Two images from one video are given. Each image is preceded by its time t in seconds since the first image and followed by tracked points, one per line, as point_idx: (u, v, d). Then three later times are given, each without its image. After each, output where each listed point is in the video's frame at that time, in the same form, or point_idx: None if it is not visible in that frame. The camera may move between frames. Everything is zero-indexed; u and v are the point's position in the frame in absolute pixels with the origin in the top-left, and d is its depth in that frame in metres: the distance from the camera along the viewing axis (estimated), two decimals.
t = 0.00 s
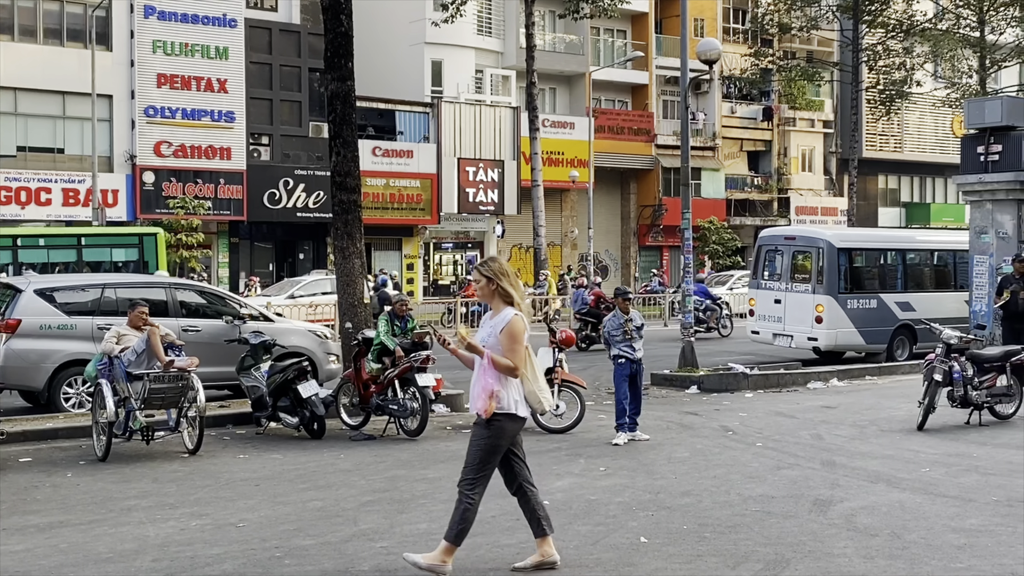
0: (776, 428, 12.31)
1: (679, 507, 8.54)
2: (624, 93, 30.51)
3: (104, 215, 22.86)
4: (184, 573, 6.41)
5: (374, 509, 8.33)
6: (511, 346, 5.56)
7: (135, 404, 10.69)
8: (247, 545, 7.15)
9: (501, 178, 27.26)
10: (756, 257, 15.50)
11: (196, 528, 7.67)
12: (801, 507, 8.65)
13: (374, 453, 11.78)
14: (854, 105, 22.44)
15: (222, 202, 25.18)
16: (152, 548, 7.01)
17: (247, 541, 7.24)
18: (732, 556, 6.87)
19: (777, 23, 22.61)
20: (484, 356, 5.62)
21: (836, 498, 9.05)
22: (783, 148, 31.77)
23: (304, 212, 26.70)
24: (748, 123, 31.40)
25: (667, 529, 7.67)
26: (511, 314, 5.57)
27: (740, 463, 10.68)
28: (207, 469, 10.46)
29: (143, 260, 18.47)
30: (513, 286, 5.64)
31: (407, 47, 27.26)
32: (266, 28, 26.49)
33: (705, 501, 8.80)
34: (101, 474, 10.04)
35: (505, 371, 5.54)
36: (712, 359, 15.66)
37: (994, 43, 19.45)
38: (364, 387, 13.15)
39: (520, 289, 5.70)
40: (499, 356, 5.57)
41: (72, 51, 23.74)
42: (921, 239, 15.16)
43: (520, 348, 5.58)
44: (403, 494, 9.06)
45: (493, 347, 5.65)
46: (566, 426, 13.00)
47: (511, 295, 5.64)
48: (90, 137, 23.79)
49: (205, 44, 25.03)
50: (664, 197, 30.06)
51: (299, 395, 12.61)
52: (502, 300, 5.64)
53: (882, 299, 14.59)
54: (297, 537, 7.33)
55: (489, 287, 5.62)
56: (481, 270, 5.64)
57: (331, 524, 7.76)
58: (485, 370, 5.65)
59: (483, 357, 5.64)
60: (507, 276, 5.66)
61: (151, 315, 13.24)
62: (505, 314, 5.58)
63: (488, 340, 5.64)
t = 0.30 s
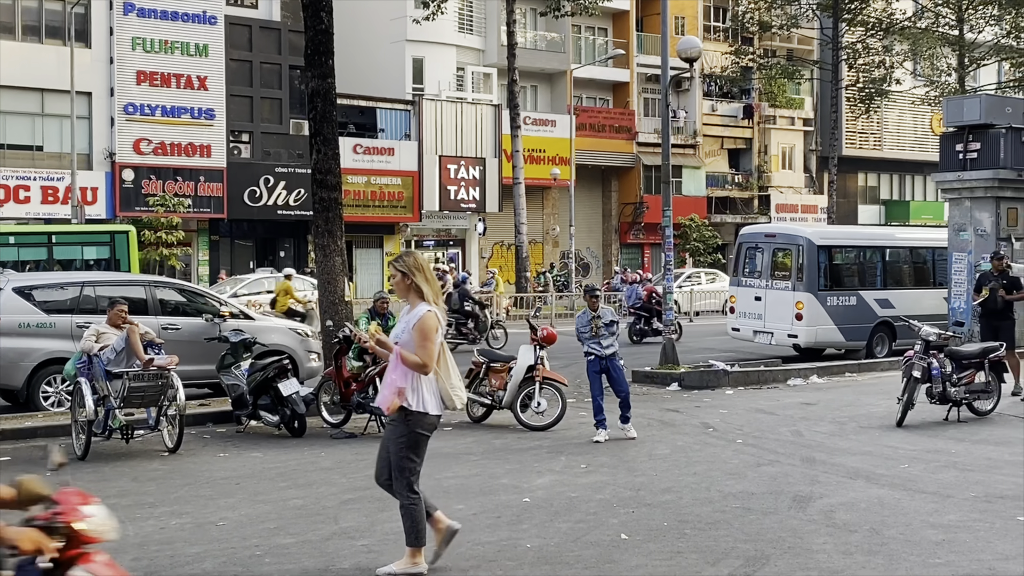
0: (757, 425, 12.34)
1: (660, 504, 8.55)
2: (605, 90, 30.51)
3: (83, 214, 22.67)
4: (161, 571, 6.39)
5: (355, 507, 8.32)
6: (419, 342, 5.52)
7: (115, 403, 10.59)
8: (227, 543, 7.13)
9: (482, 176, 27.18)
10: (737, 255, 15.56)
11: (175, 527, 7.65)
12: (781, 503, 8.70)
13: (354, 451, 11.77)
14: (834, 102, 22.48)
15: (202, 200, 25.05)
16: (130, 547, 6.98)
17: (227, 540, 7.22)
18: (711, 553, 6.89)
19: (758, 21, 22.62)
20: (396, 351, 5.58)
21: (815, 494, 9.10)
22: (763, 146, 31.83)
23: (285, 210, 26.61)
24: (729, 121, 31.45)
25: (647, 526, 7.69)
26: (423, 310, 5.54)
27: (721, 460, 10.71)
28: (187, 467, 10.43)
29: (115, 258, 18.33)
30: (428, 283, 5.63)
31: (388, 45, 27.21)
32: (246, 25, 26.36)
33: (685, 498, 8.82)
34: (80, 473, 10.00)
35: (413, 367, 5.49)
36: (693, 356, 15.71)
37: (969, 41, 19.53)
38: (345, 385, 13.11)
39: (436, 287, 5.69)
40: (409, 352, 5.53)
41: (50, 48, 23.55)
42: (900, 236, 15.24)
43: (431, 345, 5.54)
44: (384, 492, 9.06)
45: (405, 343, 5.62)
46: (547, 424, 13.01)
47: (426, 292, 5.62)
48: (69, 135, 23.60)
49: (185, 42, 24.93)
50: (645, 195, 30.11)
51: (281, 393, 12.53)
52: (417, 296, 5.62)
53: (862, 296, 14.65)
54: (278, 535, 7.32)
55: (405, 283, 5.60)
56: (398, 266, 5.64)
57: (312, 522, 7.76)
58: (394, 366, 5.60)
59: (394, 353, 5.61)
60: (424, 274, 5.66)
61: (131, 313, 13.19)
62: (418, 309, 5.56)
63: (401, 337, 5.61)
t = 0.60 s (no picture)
0: (736, 421, 12.37)
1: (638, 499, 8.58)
2: (586, 87, 30.54)
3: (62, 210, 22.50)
4: (139, 569, 6.37)
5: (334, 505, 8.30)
6: (332, 342, 5.49)
7: (92, 400, 10.50)
8: (206, 541, 7.09)
9: (463, 172, 27.11)
10: (717, 251, 15.63)
11: (154, 525, 7.60)
12: (759, 498, 8.72)
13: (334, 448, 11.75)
14: (813, 99, 22.55)
15: (180, 197, 24.91)
16: (106, 544, 6.94)
17: (205, 537, 7.18)
18: (689, 548, 6.91)
19: (737, 18, 22.66)
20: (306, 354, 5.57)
21: (794, 489, 9.14)
22: (743, 142, 31.93)
23: (265, 206, 26.53)
24: (709, 118, 31.53)
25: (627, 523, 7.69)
26: (334, 311, 5.52)
27: (700, 455, 10.73)
28: (167, 464, 10.39)
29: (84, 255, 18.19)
30: (341, 285, 5.63)
31: (368, 41, 27.17)
32: (225, 21, 26.22)
33: (664, 495, 8.84)
34: (59, 471, 9.94)
35: (322, 369, 5.47)
36: (673, 352, 15.76)
37: (944, 37, 19.60)
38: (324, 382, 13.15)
39: (350, 290, 5.69)
40: (318, 354, 5.51)
41: (27, 44, 23.35)
42: (879, 232, 15.32)
43: (342, 346, 5.50)
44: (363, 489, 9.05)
45: (316, 346, 5.60)
46: (527, 420, 13.01)
47: (339, 294, 5.63)
48: (47, 131, 23.41)
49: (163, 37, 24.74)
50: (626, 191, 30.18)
51: (259, 390, 12.48)
52: (329, 299, 5.62)
53: (841, 292, 14.69)
54: (256, 533, 7.29)
55: (317, 284, 5.61)
56: (312, 268, 5.66)
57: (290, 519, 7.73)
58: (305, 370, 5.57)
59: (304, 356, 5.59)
60: (338, 277, 5.67)
61: (109, 311, 13.15)
62: (329, 311, 5.55)
63: (313, 340, 5.59)
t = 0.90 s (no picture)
0: (714, 416, 12.41)
1: (616, 494, 8.60)
2: (564, 83, 30.54)
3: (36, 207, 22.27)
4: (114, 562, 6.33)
5: (312, 501, 8.28)
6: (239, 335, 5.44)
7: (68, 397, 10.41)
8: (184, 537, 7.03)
9: (441, 168, 27.00)
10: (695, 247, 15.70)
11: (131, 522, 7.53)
12: (735, 492, 8.76)
13: (313, 444, 11.73)
14: (790, 95, 22.65)
15: (156, 192, 24.79)
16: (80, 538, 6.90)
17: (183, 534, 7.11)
18: (667, 542, 6.93)
19: (715, 14, 22.71)
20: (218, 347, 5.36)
21: (771, 483, 9.18)
22: (721, 138, 32.05)
23: (242, 201, 26.41)
24: (687, 114, 31.61)
25: (604, 517, 7.71)
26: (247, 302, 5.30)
27: (677, 450, 10.77)
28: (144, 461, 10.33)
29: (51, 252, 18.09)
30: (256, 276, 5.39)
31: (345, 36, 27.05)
32: (201, 16, 26.01)
33: (642, 489, 8.86)
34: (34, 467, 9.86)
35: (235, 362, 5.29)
36: (651, 348, 15.81)
37: (919, 33, 19.67)
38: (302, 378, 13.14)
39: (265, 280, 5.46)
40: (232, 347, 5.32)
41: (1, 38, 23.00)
42: (855, 228, 15.41)
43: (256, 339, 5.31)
44: (341, 485, 9.04)
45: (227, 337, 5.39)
46: (505, 416, 13.00)
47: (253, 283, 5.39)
48: (21, 127, 23.16)
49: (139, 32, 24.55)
50: (604, 187, 30.24)
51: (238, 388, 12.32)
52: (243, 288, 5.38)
53: (817, 287, 14.75)
54: (235, 530, 7.24)
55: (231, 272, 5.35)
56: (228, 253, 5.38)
57: (269, 516, 7.70)
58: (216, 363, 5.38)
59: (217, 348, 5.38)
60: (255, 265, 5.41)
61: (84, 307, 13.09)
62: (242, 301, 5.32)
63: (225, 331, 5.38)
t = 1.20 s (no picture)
0: (689, 410, 12.45)
1: (591, 489, 8.61)
2: (539, 78, 30.49)
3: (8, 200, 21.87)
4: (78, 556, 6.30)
5: (288, 496, 8.19)
6: (141, 341, 5.37)
7: (40, 394, 10.26)
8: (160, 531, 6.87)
9: (416, 163, 26.85)
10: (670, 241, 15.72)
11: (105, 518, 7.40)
12: (710, 487, 8.79)
13: (287, 441, 11.71)
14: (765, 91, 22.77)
15: (129, 187, 24.44)
16: (49, 532, 6.85)
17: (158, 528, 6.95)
18: (640, 537, 6.95)
19: (691, 10, 22.77)
20: (117, 353, 5.40)
21: (745, 477, 9.22)
22: (696, 134, 32.13)
23: (216, 197, 26.17)
24: (662, 109, 31.68)
25: (578, 512, 7.72)
26: (144, 306, 5.42)
27: (651, 445, 10.80)
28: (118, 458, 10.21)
29: (16, 247, 18.30)
30: (156, 281, 5.56)
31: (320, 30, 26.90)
32: (174, 11, 25.80)
33: (616, 484, 8.88)
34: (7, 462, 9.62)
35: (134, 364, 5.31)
36: (626, 343, 15.83)
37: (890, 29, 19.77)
38: (277, 373, 13.18)
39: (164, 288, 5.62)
40: (130, 351, 5.36)
41: None
42: (829, 223, 15.52)
43: (155, 341, 5.38)
44: (317, 480, 8.99)
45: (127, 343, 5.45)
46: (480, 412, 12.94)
47: (151, 288, 5.55)
48: None
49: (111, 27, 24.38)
50: (580, 183, 30.27)
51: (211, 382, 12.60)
52: (141, 294, 5.52)
53: (791, 282, 14.83)
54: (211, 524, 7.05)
55: (129, 276, 5.52)
56: (126, 259, 5.55)
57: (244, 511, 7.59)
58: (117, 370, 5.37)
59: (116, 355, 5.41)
60: (154, 272, 5.59)
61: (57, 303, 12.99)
62: (140, 305, 5.45)
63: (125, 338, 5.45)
